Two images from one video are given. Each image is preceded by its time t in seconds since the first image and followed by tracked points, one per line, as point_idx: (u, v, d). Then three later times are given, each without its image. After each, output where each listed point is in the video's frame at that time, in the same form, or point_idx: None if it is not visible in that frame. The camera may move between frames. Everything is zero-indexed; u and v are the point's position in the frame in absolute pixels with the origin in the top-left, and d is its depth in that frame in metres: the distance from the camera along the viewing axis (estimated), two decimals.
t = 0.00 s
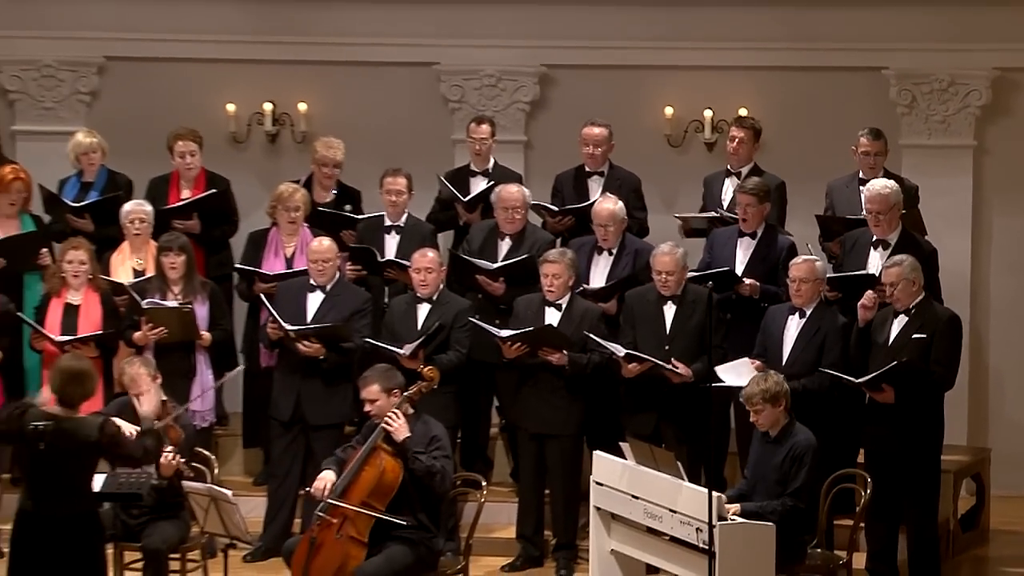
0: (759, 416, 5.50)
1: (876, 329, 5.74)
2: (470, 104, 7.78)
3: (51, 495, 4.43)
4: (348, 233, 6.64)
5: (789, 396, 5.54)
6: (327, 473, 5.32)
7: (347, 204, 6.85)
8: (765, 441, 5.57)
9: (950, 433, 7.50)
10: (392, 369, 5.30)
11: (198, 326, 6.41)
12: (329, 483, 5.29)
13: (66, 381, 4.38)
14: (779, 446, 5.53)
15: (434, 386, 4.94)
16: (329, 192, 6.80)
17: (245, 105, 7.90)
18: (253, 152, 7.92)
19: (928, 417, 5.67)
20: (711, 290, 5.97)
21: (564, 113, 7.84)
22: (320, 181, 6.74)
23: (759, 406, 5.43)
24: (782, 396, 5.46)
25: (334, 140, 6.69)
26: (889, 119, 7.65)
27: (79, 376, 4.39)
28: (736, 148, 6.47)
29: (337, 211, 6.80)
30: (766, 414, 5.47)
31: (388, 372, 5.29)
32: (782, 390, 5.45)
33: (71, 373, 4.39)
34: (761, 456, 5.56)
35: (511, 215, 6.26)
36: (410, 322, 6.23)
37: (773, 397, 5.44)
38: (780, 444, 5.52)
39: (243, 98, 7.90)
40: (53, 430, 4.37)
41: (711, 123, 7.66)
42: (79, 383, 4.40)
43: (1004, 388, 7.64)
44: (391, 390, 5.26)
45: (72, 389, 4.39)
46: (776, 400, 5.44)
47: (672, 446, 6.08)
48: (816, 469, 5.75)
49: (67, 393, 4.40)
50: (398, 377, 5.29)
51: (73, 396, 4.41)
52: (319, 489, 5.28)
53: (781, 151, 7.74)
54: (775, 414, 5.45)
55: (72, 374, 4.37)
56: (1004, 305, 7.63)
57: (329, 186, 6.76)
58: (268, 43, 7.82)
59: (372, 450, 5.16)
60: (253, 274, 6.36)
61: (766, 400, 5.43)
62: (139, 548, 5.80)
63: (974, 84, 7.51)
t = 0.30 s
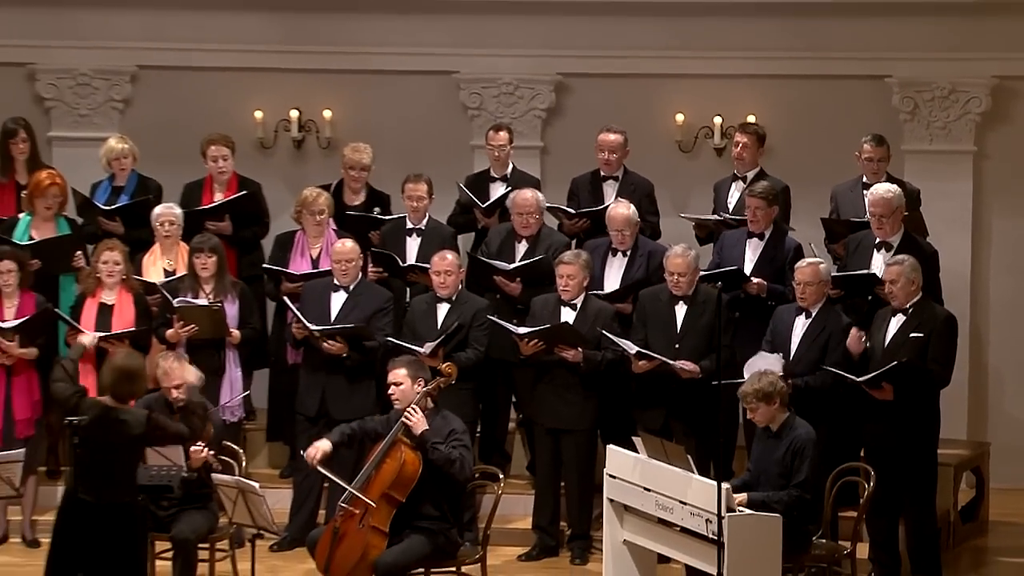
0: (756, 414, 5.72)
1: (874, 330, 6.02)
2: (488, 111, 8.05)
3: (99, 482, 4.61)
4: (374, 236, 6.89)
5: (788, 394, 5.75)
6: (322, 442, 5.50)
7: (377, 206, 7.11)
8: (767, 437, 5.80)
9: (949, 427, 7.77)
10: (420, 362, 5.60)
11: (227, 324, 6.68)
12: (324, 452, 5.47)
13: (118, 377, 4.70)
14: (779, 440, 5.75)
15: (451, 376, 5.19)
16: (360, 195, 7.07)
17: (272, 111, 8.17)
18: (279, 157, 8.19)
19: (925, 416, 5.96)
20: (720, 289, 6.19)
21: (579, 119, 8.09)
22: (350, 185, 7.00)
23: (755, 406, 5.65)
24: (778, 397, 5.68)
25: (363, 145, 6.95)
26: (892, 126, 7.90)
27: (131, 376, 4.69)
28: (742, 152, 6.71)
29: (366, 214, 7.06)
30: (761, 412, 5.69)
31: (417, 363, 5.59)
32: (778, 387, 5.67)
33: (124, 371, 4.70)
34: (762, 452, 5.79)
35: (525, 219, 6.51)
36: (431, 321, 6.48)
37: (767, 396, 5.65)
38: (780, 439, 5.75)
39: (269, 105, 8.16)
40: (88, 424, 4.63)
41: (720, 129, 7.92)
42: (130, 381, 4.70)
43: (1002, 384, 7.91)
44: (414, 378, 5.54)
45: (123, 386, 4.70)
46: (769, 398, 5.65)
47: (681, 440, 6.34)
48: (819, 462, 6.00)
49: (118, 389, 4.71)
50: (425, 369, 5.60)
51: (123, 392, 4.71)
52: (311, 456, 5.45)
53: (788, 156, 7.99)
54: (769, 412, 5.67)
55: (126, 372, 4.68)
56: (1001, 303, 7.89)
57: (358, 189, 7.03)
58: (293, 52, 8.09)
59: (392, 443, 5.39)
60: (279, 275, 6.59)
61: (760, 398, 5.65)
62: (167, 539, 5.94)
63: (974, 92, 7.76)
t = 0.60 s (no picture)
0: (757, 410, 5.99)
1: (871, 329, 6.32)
2: (503, 118, 8.36)
3: (145, 476, 4.83)
4: (394, 238, 7.17)
5: (783, 390, 6.02)
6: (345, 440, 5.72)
7: (398, 210, 7.38)
8: (767, 433, 6.06)
9: (948, 423, 8.05)
10: (435, 358, 5.87)
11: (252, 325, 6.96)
12: (345, 449, 5.71)
13: (168, 376, 4.86)
14: (778, 435, 6.03)
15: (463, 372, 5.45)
16: (383, 199, 7.36)
17: (294, 119, 8.45)
18: (301, 162, 8.48)
19: (923, 411, 6.20)
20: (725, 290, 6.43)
21: (591, 127, 8.39)
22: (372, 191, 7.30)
23: (757, 401, 5.90)
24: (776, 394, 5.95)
25: (386, 151, 7.22)
26: (892, 132, 8.21)
27: (182, 374, 4.87)
28: (742, 158, 6.94)
29: (389, 217, 7.35)
30: (763, 407, 5.95)
31: (432, 359, 5.86)
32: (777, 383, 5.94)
33: (173, 370, 4.87)
34: (762, 447, 6.06)
35: (538, 222, 6.78)
36: (447, 320, 6.73)
37: (768, 391, 5.92)
38: (779, 433, 6.02)
39: (292, 112, 8.45)
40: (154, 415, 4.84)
41: (726, 135, 8.23)
42: (181, 379, 4.88)
43: (998, 381, 8.21)
44: (427, 373, 5.80)
45: (174, 384, 4.87)
46: (770, 393, 5.92)
47: (689, 435, 6.56)
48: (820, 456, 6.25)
49: (168, 387, 4.87)
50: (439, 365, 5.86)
51: (173, 390, 4.88)
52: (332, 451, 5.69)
53: (792, 161, 8.31)
54: (771, 406, 5.93)
55: (177, 371, 4.85)
56: (997, 303, 8.20)
57: (382, 195, 7.33)
58: (315, 61, 8.37)
59: (409, 437, 5.60)
60: (301, 276, 6.86)
61: (762, 393, 5.91)
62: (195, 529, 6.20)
63: (971, 99, 8.08)
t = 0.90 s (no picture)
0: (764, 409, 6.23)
1: (877, 329, 6.60)
2: (522, 125, 8.67)
3: (174, 468, 5.12)
4: (415, 240, 7.42)
5: (787, 388, 6.29)
6: (371, 454, 5.98)
7: (420, 214, 7.67)
8: (775, 429, 6.35)
9: (950, 419, 8.36)
10: (458, 355, 6.13)
11: (280, 324, 7.24)
12: (372, 461, 5.97)
13: (183, 368, 5.12)
14: (785, 431, 6.29)
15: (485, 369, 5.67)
16: (405, 204, 7.63)
17: (321, 125, 8.76)
18: (327, 168, 8.79)
19: (929, 408, 6.51)
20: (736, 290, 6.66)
21: (606, 134, 8.72)
22: (398, 194, 7.56)
23: (764, 401, 6.16)
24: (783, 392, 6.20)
25: (410, 157, 7.51)
26: (897, 138, 8.53)
27: (195, 363, 5.11)
28: (751, 164, 7.21)
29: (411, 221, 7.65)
30: (770, 406, 6.20)
31: (454, 356, 6.11)
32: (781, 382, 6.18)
33: (185, 360, 5.13)
34: (769, 443, 6.32)
35: (554, 225, 7.02)
36: (467, 320, 6.99)
37: (774, 390, 6.16)
38: (787, 428, 6.27)
39: (319, 119, 8.76)
40: (179, 407, 5.12)
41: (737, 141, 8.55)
42: (195, 369, 5.12)
43: (998, 379, 8.52)
44: (450, 371, 6.05)
45: (189, 374, 5.12)
46: (776, 392, 6.16)
47: (701, 431, 6.81)
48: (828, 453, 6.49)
49: (184, 379, 5.14)
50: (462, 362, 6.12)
51: (190, 380, 5.14)
52: (362, 466, 5.94)
53: (800, 167, 8.63)
54: (778, 404, 6.18)
55: (188, 361, 5.10)
56: (997, 303, 8.51)
57: (406, 199, 7.59)
58: (341, 70, 8.68)
59: (431, 434, 5.84)
60: (326, 278, 7.11)
61: (768, 393, 6.16)
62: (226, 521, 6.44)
63: (973, 107, 8.38)
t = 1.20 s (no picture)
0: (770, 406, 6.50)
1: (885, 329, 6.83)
2: (539, 131, 8.94)
3: (194, 465, 5.29)
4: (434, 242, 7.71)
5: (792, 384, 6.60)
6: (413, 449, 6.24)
7: (437, 217, 7.94)
8: (783, 426, 6.61)
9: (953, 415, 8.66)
10: (474, 356, 6.37)
11: (306, 323, 7.51)
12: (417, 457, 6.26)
13: (187, 370, 5.28)
14: (791, 427, 6.56)
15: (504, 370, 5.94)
16: (423, 207, 7.88)
17: (346, 132, 9.05)
18: (351, 172, 9.08)
19: (933, 406, 6.74)
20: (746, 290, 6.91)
21: (620, 139, 9.00)
22: (416, 198, 7.83)
23: (770, 399, 6.43)
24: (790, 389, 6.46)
25: (428, 161, 7.76)
26: (902, 144, 8.80)
27: (197, 363, 5.26)
28: (760, 168, 7.47)
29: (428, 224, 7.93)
30: (776, 404, 6.46)
31: (470, 357, 6.36)
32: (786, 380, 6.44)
33: (187, 363, 5.28)
34: (778, 438, 6.58)
35: (571, 228, 7.27)
36: (486, 319, 7.25)
37: (779, 388, 6.43)
38: (793, 425, 6.54)
39: (343, 125, 9.05)
40: (188, 410, 5.28)
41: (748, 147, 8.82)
42: (198, 370, 5.27)
43: (999, 375, 8.82)
44: (470, 373, 6.31)
45: (193, 376, 5.28)
46: (781, 390, 6.42)
47: (711, 426, 7.07)
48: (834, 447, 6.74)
49: (190, 380, 5.30)
50: (479, 364, 6.37)
51: (195, 381, 5.29)
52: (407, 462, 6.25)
53: (808, 171, 8.90)
54: (783, 402, 6.45)
55: (189, 363, 5.26)
56: (999, 303, 8.80)
57: (423, 202, 7.85)
58: (365, 79, 8.96)
59: (454, 429, 6.16)
60: (350, 279, 7.38)
61: (773, 391, 6.42)
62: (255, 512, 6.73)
63: (975, 114, 8.65)
